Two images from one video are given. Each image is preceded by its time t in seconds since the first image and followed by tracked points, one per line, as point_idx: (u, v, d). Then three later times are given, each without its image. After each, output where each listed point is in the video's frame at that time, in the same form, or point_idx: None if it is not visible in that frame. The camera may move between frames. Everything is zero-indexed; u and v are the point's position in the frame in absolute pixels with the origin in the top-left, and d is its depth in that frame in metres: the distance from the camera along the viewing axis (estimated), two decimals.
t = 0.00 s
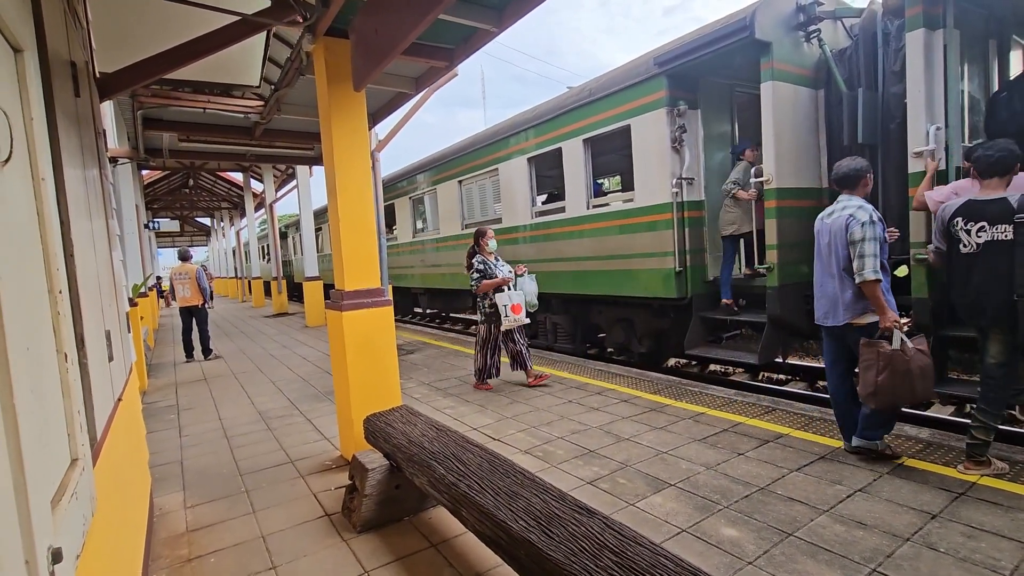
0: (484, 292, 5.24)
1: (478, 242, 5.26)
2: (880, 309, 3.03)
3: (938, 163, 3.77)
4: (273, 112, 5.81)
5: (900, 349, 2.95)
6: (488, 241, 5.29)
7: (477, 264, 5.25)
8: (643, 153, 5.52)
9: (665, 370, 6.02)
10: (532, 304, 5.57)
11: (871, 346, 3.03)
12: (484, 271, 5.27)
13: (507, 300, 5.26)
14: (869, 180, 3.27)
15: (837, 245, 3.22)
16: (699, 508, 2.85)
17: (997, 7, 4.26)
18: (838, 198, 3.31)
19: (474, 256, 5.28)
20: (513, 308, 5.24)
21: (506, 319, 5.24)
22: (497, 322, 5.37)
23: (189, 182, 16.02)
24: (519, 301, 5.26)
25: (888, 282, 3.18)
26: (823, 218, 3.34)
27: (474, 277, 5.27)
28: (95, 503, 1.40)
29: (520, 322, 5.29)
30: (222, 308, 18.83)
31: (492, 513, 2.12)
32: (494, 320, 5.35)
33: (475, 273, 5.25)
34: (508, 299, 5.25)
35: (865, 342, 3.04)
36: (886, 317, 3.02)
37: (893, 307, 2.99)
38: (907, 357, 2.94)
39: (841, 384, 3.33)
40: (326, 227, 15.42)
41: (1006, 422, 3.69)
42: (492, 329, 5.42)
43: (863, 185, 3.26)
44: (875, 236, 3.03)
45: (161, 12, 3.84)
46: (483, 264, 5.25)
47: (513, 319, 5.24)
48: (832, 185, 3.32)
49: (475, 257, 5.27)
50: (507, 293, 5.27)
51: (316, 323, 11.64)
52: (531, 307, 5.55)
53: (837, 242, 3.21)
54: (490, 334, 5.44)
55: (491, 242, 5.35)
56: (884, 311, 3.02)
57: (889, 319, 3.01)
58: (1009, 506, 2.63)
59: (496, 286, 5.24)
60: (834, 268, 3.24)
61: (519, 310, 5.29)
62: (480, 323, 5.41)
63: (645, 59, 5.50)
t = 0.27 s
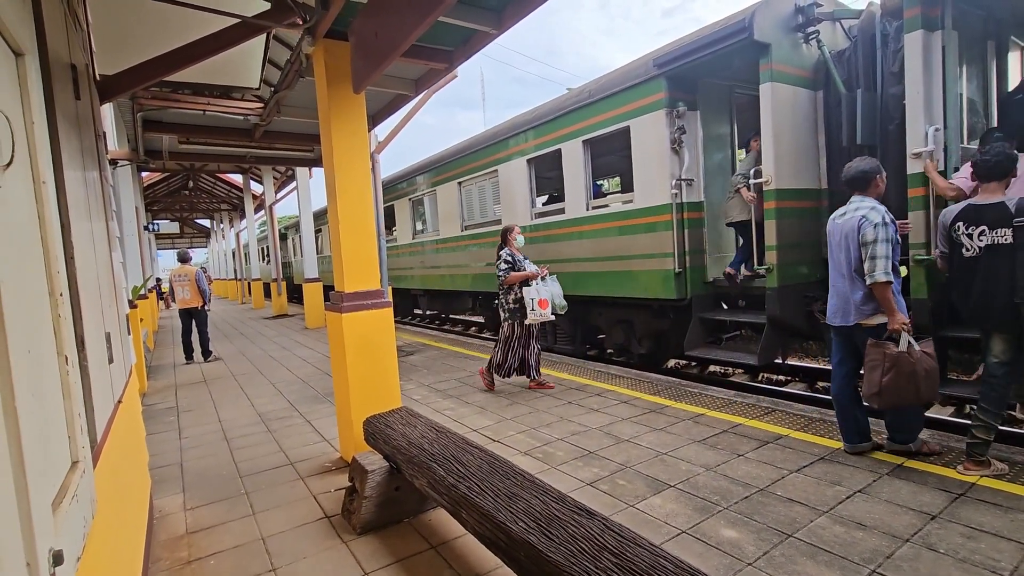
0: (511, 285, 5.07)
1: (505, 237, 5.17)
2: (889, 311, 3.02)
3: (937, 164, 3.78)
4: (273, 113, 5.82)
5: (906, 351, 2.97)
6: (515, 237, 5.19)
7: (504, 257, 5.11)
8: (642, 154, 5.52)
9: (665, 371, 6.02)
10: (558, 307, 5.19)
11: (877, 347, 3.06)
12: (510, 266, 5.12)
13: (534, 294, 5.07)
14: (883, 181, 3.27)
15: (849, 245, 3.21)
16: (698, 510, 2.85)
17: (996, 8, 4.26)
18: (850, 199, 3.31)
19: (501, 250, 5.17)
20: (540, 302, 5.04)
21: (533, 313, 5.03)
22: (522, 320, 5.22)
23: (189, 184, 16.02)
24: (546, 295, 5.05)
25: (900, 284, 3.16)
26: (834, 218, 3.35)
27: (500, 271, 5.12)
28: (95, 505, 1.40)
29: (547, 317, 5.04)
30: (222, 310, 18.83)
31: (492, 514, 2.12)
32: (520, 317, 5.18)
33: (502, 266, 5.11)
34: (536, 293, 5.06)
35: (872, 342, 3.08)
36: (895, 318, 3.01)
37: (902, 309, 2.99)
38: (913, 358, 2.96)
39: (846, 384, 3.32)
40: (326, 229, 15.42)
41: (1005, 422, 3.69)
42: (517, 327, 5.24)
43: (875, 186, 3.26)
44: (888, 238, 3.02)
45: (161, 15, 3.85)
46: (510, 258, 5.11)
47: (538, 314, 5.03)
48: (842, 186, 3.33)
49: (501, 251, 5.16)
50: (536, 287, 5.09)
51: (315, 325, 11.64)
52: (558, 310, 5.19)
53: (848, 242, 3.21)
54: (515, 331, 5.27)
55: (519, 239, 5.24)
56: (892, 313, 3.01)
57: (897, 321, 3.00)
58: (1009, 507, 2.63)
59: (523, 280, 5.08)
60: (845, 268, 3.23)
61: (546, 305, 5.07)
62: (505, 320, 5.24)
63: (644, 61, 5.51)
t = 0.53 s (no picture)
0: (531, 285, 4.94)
1: (523, 237, 4.99)
2: (899, 313, 3.04)
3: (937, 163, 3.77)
4: (273, 115, 5.82)
5: (913, 353, 2.98)
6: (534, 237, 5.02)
7: (524, 257, 4.94)
8: (642, 155, 5.53)
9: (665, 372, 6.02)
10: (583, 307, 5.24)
11: (885, 348, 3.07)
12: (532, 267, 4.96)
13: (555, 295, 5.02)
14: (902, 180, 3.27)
15: (864, 244, 3.23)
16: (699, 510, 2.86)
17: (994, 8, 4.26)
18: (869, 196, 3.31)
19: (518, 250, 4.98)
20: (561, 304, 5.00)
21: (554, 315, 5.00)
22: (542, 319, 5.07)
23: (188, 185, 16.02)
24: (568, 297, 5.01)
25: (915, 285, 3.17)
26: (852, 215, 3.35)
27: (520, 271, 4.95)
28: (96, 507, 1.40)
29: (569, 319, 5.03)
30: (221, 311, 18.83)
31: (492, 515, 2.12)
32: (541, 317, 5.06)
33: (523, 267, 4.94)
34: (556, 295, 5.02)
35: (880, 343, 3.09)
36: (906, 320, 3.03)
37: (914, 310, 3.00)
38: (920, 361, 2.96)
39: (857, 384, 3.31)
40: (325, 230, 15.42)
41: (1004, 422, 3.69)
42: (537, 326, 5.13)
43: (896, 184, 3.25)
44: (904, 239, 3.02)
45: (161, 17, 3.86)
46: (531, 258, 4.95)
47: (558, 316, 5.01)
48: (864, 181, 3.33)
49: (520, 250, 4.98)
50: (557, 287, 5.02)
51: (315, 326, 11.64)
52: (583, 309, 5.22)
53: (864, 242, 3.22)
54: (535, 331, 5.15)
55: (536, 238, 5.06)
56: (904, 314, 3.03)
57: (907, 324, 3.02)
58: (1009, 507, 2.63)
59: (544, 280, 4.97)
60: (861, 268, 3.26)
61: (567, 306, 5.03)
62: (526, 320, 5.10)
63: (643, 62, 5.51)
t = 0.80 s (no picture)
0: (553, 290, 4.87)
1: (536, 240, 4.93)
2: (908, 311, 3.04)
3: (936, 160, 3.77)
4: (271, 117, 5.82)
5: (923, 352, 2.98)
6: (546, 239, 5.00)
7: (543, 262, 4.88)
8: (640, 155, 5.54)
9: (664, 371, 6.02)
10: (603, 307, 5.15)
11: (894, 347, 3.07)
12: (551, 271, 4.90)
13: (577, 300, 4.93)
14: (916, 177, 3.26)
15: (874, 242, 3.23)
16: (699, 510, 2.86)
17: (990, 7, 4.27)
18: (882, 193, 3.31)
19: (536, 255, 4.92)
20: (585, 308, 4.92)
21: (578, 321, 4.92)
22: (570, 322, 5.00)
23: (187, 188, 16.01)
24: (590, 302, 4.93)
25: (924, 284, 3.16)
26: (863, 211, 3.35)
27: (541, 277, 4.88)
28: (96, 509, 1.40)
29: (593, 323, 4.95)
30: (220, 314, 18.81)
31: (492, 515, 2.13)
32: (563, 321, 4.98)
33: (543, 273, 4.87)
34: (579, 300, 4.93)
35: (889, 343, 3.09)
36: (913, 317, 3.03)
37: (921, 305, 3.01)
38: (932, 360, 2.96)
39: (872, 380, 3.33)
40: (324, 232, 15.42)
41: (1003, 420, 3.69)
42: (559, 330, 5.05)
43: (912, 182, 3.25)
44: (913, 238, 3.02)
45: (159, 19, 3.86)
46: (551, 261, 4.90)
47: (582, 321, 4.93)
48: (880, 177, 3.33)
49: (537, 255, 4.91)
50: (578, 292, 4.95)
51: (314, 328, 11.63)
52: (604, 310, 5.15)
53: (874, 240, 3.23)
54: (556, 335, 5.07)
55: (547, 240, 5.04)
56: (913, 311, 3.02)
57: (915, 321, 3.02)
58: (1008, 504, 2.64)
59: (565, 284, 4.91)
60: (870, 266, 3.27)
61: (591, 311, 4.95)
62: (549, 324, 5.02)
63: (641, 63, 5.52)
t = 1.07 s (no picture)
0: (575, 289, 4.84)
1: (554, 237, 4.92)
2: (919, 309, 3.05)
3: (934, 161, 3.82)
4: (268, 119, 5.82)
5: (939, 350, 2.98)
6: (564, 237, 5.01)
7: (565, 260, 4.86)
8: (637, 156, 5.55)
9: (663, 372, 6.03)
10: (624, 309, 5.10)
11: (907, 346, 3.05)
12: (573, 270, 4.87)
13: (598, 300, 4.87)
14: (921, 176, 3.27)
15: (879, 240, 3.23)
16: (698, 511, 2.86)
17: (986, 7, 4.29)
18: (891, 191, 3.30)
19: (556, 253, 4.89)
20: (606, 309, 4.84)
21: (598, 321, 4.82)
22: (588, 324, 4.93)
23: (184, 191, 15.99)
24: (611, 302, 4.88)
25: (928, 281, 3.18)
26: (869, 210, 3.35)
27: (563, 275, 4.85)
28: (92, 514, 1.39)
29: (613, 325, 4.86)
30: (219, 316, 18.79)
31: (491, 518, 2.12)
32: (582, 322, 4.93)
33: (565, 272, 4.84)
34: (599, 300, 4.87)
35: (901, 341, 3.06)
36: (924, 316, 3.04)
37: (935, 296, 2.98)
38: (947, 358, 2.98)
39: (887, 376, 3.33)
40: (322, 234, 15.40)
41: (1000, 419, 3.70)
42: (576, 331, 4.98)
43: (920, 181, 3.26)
44: (921, 237, 3.03)
45: (156, 22, 3.86)
46: (572, 260, 4.89)
47: (604, 321, 4.83)
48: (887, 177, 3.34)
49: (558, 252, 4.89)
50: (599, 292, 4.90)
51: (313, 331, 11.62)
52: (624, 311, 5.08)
53: (878, 238, 3.23)
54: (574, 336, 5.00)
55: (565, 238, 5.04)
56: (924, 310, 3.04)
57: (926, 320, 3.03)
58: (1006, 503, 2.64)
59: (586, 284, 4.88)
60: (875, 263, 3.27)
61: (611, 312, 4.88)
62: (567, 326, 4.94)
63: (638, 64, 5.53)
